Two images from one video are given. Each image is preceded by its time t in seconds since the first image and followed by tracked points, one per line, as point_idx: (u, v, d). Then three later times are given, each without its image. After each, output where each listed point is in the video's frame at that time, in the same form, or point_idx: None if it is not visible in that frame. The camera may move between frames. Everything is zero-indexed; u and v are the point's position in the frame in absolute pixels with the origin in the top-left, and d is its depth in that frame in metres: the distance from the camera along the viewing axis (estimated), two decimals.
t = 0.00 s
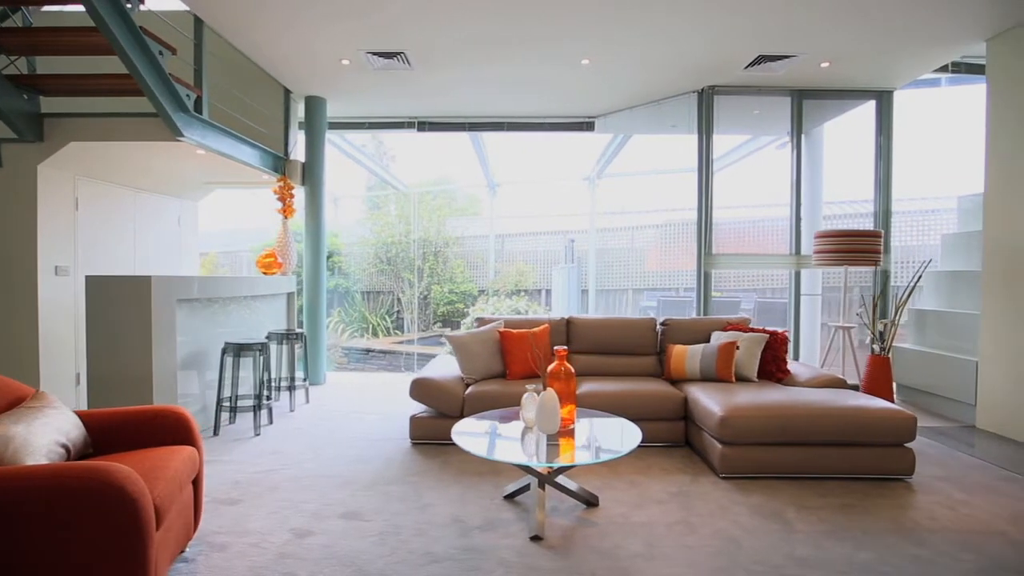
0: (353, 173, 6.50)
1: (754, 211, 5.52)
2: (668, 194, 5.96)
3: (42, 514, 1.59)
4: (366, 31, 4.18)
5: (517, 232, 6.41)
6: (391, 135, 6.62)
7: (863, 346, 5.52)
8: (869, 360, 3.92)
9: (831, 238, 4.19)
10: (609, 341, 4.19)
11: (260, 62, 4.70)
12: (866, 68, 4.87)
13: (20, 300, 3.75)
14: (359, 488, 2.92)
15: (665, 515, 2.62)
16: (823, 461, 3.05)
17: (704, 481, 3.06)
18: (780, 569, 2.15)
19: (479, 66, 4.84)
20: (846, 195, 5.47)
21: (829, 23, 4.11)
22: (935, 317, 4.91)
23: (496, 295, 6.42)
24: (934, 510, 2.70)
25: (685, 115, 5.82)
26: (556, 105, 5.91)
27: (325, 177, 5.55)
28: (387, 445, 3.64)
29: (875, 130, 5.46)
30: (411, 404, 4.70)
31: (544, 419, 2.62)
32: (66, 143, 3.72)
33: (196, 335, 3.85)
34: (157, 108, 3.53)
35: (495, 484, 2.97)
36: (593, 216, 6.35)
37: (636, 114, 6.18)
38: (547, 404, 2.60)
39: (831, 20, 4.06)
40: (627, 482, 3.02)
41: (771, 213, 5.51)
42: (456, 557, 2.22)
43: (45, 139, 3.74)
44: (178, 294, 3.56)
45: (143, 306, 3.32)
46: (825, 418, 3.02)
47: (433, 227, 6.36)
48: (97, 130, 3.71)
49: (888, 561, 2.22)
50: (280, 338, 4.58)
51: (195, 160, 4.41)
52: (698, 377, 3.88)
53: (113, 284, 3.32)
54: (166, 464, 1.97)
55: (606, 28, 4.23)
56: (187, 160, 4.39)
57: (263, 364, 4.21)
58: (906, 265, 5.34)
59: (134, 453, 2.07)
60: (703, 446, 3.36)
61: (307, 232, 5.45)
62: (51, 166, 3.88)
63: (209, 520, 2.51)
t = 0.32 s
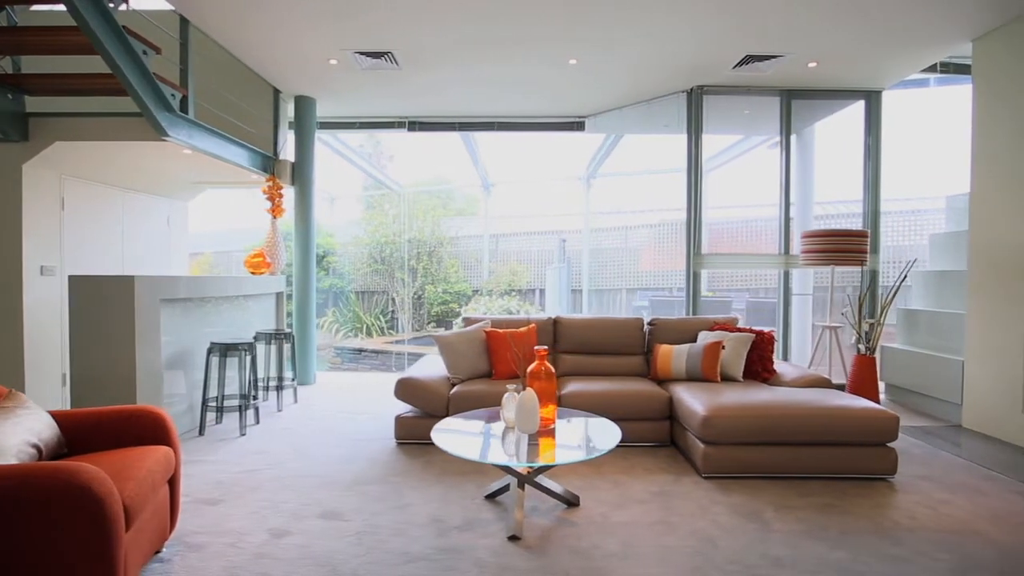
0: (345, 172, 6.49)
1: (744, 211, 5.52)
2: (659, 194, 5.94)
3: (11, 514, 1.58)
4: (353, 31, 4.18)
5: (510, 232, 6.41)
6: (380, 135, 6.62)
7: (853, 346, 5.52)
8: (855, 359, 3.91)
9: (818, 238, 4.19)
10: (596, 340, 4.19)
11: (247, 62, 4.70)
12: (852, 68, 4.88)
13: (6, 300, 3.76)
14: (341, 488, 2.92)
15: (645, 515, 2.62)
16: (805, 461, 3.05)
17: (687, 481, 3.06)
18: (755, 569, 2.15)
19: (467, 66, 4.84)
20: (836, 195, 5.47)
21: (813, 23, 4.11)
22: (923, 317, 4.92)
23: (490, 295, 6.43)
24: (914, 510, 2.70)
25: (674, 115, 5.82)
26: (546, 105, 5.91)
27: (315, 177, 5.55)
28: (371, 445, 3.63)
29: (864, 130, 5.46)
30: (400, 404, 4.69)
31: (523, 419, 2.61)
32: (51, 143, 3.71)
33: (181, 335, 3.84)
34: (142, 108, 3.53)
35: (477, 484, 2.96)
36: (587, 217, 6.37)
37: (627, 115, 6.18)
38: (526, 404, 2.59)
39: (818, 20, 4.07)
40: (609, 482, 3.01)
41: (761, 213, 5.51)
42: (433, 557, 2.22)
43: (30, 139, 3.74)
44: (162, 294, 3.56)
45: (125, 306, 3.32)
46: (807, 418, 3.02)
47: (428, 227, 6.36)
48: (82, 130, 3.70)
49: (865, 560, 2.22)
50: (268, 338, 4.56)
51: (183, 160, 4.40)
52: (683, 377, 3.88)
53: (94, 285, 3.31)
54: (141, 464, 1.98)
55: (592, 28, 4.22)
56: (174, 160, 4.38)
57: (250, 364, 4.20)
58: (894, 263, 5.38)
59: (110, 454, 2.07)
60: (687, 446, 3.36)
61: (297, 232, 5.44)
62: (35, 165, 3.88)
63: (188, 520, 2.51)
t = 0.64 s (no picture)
0: (336, 172, 6.48)
1: (734, 211, 5.53)
2: (648, 194, 5.93)
3: None
4: (339, 31, 4.18)
5: (503, 232, 6.41)
6: (370, 136, 6.60)
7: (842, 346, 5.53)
8: (840, 360, 3.92)
9: (805, 238, 4.19)
10: (583, 340, 4.20)
11: (234, 62, 4.69)
12: (838, 68, 4.89)
13: None
14: (322, 488, 2.92)
15: (625, 515, 2.62)
16: (786, 460, 3.05)
17: (669, 481, 3.06)
18: (730, 569, 2.15)
19: (455, 66, 4.84)
20: (824, 194, 5.49)
21: (799, 24, 4.12)
22: (910, 316, 4.93)
23: (482, 294, 6.41)
24: (894, 509, 2.70)
25: (663, 116, 5.83)
26: (535, 105, 5.92)
27: (304, 177, 5.55)
28: (356, 445, 3.63)
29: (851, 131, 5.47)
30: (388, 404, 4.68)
31: (502, 419, 2.61)
32: (34, 142, 3.70)
33: (166, 334, 3.82)
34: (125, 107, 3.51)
35: (458, 484, 2.96)
36: (580, 217, 6.34)
37: (617, 115, 6.18)
38: (506, 404, 2.59)
39: (803, 21, 4.07)
40: (590, 482, 3.01)
41: (750, 213, 5.52)
42: (409, 557, 2.22)
43: (13, 138, 3.72)
44: (145, 294, 3.55)
45: (107, 306, 3.31)
46: (788, 418, 3.02)
47: (421, 227, 6.35)
48: (65, 129, 3.68)
49: (840, 560, 2.22)
50: (254, 338, 4.54)
51: (169, 159, 4.39)
52: (669, 376, 3.89)
53: (75, 285, 3.30)
54: (115, 464, 1.97)
55: (578, 28, 4.22)
56: (160, 160, 4.37)
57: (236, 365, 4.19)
58: (882, 263, 5.40)
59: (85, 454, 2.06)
60: (670, 446, 3.37)
61: (285, 232, 5.43)
62: (18, 165, 3.85)
63: (166, 521, 2.50)
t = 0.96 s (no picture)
0: (326, 172, 6.47)
1: (722, 212, 5.54)
2: (637, 194, 5.93)
3: None
4: (323, 31, 4.17)
5: (496, 232, 6.40)
6: (359, 136, 6.58)
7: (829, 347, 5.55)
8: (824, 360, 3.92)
9: (789, 238, 4.20)
10: (568, 341, 4.20)
11: (219, 62, 4.68)
12: (824, 68, 4.90)
13: None
14: (301, 488, 2.91)
15: (602, 515, 2.62)
16: (766, 460, 3.06)
17: (649, 481, 3.06)
18: (703, 569, 2.15)
19: (441, 66, 4.83)
20: (812, 195, 5.50)
21: (783, 24, 4.13)
22: (896, 317, 4.95)
23: (474, 295, 6.41)
24: (871, 508, 2.70)
25: (650, 115, 5.84)
26: (523, 105, 5.91)
27: (291, 177, 5.54)
28: (339, 445, 3.62)
29: (838, 131, 5.48)
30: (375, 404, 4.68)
31: (479, 418, 2.61)
32: (14, 142, 3.69)
33: (149, 334, 3.81)
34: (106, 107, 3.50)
35: (438, 484, 2.96)
36: (576, 217, 6.30)
37: (606, 115, 6.18)
38: (483, 404, 2.59)
39: (785, 22, 4.09)
40: (570, 482, 3.01)
41: (737, 214, 5.53)
42: (383, 557, 2.22)
43: None
44: (127, 294, 3.54)
45: (86, 306, 3.30)
46: (768, 417, 3.03)
47: (414, 227, 6.35)
48: (44, 128, 3.67)
49: (813, 560, 2.22)
50: (240, 338, 4.53)
51: (154, 159, 4.38)
52: (653, 376, 3.89)
53: (53, 285, 3.29)
54: (84, 464, 1.96)
55: (564, 28, 4.22)
56: (145, 160, 4.36)
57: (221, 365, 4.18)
58: (870, 264, 5.41)
59: (56, 454, 2.05)
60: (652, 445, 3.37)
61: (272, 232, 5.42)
62: None
63: (141, 521, 2.50)
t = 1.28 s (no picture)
0: (316, 172, 6.45)
1: (710, 212, 5.55)
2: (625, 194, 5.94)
3: None
4: (307, 31, 4.17)
5: (489, 232, 6.39)
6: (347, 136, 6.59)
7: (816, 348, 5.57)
8: (807, 360, 3.93)
9: (774, 238, 4.21)
10: (553, 341, 4.19)
11: (204, 62, 4.66)
12: (809, 68, 4.90)
13: None
14: (280, 488, 2.91)
15: (579, 515, 2.62)
16: (746, 460, 3.07)
17: (629, 481, 3.07)
18: (675, 569, 2.15)
19: (428, 66, 4.83)
20: (800, 195, 5.52)
21: (769, 25, 4.14)
22: (882, 317, 4.96)
23: (466, 295, 6.41)
24: (849, 508, 2.71)
25: (637, 115, 5.85)
26: (511, 104, 5.90)
27: (278, 177, 5.54)
28: (322, 445, 3.62)
29: (825, 131, 5.50)
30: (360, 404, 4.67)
31: (456, 419, 2.61)
32: None
33: (132, 334, 3.79)
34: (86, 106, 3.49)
35: (418, 484, 2.95)
36: (566, 217, 6.29)
37: (594, 115, 6.19)
38: (459, 404, 2.59)
39: (768, 22, 4.10)
40: (550, 482, 3.01)
41: (724, 214, 5.54)
42: (356, 557, 2.22)
43: None
44: (107, 294, 3.53)
45: (63, 306, 3.29)
46: (748, 417, 3.03)
47: (406, 227, 6.34)
48: (24, 128, 3.64)
49: (787, 559, 2.22)
50: (226, 338, 4.52)
51: (137, 159, 4.37)
52: (636, 377, 3.90)
53: (31, 285, 3.27)
54: (51, 466, 1.95)
55: (549, 29, 4.22)
56: (129, 159, 4.35)
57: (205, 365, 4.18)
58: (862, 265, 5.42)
59: (25, 455, 2.04)
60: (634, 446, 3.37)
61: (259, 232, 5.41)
62: None
63: (116, 522, 2.49)
